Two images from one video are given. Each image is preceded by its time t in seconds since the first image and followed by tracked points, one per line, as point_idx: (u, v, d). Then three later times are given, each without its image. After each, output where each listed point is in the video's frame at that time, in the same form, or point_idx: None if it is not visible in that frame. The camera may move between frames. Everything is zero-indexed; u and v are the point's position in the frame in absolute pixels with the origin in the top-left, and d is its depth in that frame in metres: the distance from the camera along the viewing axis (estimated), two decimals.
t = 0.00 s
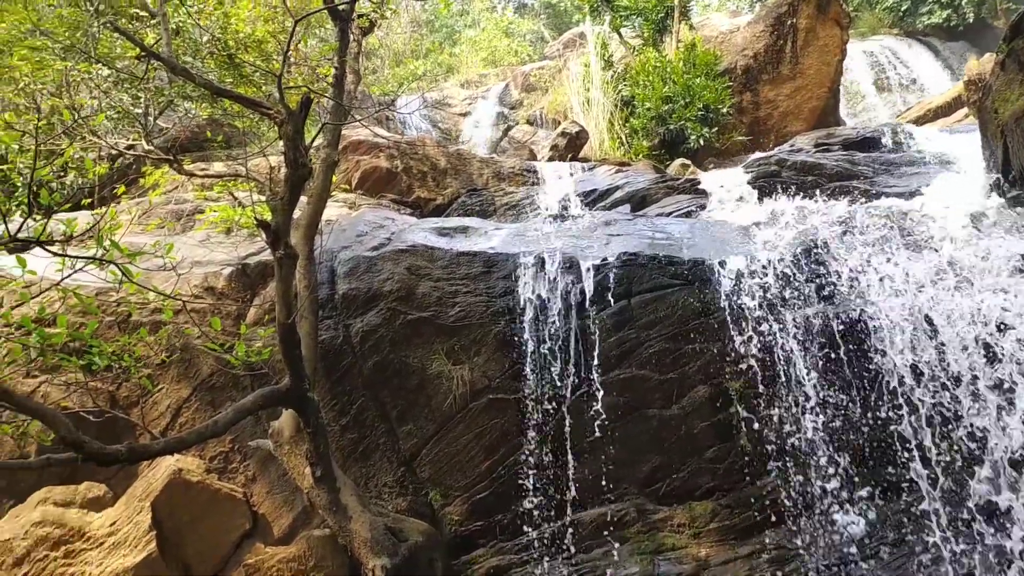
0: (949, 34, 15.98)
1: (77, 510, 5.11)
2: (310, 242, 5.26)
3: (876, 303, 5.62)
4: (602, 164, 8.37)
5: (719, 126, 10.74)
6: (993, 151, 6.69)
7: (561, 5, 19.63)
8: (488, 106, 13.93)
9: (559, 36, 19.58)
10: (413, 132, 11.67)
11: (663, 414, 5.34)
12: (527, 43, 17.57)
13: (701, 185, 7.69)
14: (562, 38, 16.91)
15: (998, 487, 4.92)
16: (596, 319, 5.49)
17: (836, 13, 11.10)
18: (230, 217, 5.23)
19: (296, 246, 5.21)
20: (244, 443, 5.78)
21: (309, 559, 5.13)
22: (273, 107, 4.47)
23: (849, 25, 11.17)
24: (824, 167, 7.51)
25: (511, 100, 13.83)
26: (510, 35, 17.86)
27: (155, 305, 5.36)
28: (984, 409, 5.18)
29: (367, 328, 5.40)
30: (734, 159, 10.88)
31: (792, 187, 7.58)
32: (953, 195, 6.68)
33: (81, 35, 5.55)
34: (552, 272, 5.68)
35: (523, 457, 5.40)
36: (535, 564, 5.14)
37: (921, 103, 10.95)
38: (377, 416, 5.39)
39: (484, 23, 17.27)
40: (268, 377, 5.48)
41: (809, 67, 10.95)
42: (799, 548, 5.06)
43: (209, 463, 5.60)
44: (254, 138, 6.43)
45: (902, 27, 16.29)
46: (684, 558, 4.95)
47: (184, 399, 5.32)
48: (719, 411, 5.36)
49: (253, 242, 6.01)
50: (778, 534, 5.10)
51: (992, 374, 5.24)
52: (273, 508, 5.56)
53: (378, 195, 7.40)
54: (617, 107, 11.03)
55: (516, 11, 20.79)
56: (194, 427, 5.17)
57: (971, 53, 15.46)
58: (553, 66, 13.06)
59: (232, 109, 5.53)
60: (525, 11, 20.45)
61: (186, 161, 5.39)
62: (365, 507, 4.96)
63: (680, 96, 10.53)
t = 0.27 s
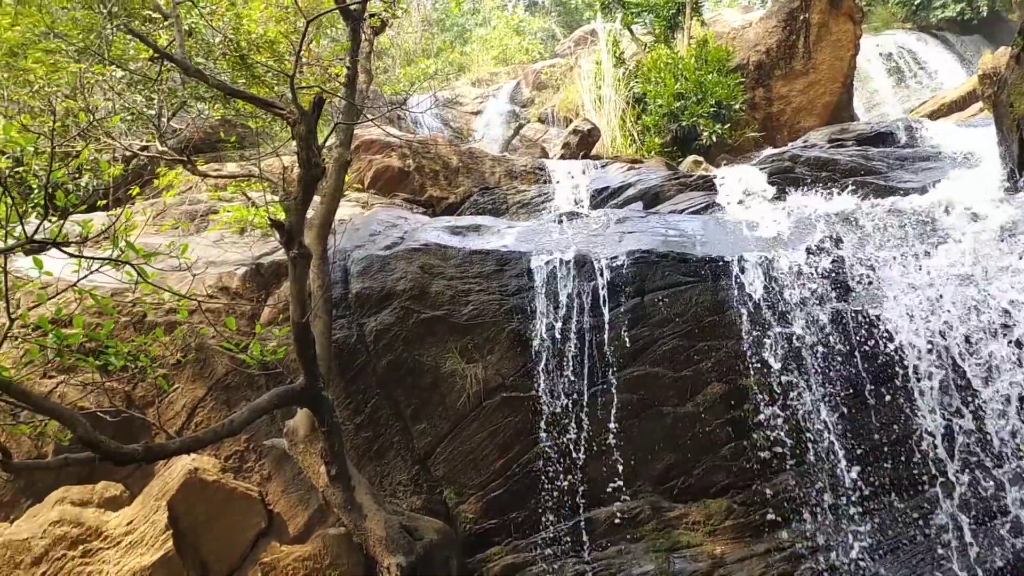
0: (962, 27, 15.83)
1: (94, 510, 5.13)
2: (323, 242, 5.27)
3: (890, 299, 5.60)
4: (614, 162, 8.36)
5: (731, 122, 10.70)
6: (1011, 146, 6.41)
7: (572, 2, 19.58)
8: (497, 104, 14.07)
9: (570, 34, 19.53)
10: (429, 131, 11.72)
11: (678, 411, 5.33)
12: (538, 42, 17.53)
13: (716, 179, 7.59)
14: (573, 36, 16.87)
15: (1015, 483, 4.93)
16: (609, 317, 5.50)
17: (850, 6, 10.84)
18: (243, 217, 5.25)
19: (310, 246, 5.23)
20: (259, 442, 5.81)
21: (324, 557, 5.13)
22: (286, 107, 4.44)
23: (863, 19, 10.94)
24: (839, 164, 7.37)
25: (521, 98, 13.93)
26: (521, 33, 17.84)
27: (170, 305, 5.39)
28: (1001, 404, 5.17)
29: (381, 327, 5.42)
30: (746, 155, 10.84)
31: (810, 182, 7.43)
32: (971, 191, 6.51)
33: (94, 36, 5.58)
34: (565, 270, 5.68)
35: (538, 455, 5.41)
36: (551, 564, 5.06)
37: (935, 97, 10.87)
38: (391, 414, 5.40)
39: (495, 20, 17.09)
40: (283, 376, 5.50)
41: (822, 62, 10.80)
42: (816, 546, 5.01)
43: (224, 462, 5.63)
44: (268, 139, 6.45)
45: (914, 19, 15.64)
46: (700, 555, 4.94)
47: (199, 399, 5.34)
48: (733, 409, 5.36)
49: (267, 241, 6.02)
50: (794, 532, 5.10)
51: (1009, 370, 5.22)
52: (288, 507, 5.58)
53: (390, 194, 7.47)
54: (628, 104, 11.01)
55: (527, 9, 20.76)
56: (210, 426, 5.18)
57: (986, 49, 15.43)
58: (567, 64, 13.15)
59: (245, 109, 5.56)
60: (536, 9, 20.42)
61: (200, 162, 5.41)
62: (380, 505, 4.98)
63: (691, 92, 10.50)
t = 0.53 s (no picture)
0: (982, 17, 15.60)
1: (117, 508, 5.17)
2: (341, 241, 5.29)
3: (910, 293, 5.58)
4: (630, 158, 8.34)
5: (748, 117, 10.40)
6: None
7: None
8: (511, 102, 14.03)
9: (585, 29, 19.43)
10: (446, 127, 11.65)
11: (696, 407, 5.35)
12: (553, 38, 17.47)
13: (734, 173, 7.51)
14: (587, 31, 16.80)
15: None
16: (627, 313, 5.49)
17: None
18: (261, 216, 5.27)
19: (327, 244, 5.25)
20: (279, 440, 5.86)
21: (344, 554, 5.13)
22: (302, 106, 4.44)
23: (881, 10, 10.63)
24: (858, 157, 7.20)
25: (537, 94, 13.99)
26: (535, 30, 17.78)
27: (190, 304, 5.42)
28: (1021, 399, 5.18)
29: (399, 324, 5.45)
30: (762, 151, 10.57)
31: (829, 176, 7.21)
32: (997, 180, 6.29)
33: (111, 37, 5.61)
34: (582, 266, 5.69)
35: (557, 451, 5.43)
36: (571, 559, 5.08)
37: (954, 89, 10.74)
38: (410, 412, 5.43)
39: (509, 18, 16.98)
40: (302, 374, 5.53)
41: (840, 54, 10.53)
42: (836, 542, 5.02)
43: (245, 460, 5.68)
44: (285, 138, 6.48)
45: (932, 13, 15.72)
46: (720, 551, 4.94)
47: (220, 397, 5.37)
48: (751, 405, 5.37)
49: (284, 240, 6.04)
50: (815, 528, 5.10)
51: None
52: (308, 504, 5.60)
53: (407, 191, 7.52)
54: (643, 100, 10.96)
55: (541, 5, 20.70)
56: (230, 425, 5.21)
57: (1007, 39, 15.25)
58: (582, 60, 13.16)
59: (262, 109, 5.59)
60: (550, 5, 20.36)
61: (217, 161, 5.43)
62: (399, 502, 5.01)
63: (708, 87, 10.30)
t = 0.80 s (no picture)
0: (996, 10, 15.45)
1: (133, 505, 5.19)
2: (354, 239, 5.30)
3: (923, 288, 5.57)
4: (643, 154, 8.33)
5: (761, 111, 10.30)
6: None
7: None
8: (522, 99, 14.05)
9: (596, 25, 19.37)
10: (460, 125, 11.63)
11: (710, 402, 5.35)
12: (564, 34, 17.44)
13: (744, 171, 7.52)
14: (598, 27, 16.75)
15: None
16: (641, 309, 5.50)
17: None
18: (274, 214, 5.29)
19: (341, 242, 5.26)
20: (293, 438, 5.88)
21: (358, 552, 5.10)
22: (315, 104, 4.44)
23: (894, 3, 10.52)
24: (872, 151, 7.15)
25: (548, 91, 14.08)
26: (545, 26, 17.73)
27: (205, 303, 5.45)
28: None
29: (412, 322, 5.46)
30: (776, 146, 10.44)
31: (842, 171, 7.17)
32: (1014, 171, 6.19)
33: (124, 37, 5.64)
34: (595, 263, 5.69)
35: (571, 448, 5.43)
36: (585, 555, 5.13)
37: (967, 82, 10.67)
38: (423, 409, 5.44)
39: (520, 15, 17.01)
40: (316, 372, 5.54)
41: (853, 49, 10.39)
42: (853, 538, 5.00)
43: (259, 457, 5.71)
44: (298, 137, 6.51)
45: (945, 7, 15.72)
46: (735, 547, 4.96)
47: (234, 395, 5.39)
48: (765, 400, 5.37)
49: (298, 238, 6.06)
50: (832, 525, 5.09)
51: None
52: (323, 501, 5.61)
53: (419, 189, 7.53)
54: (655, 95, 10.92)
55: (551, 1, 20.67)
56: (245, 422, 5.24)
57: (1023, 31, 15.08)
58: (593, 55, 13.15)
59: (274, 107, 5.61)
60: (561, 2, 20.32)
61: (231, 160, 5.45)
62: (413, 499, 5.02)
63: (720, 81, 10.23)
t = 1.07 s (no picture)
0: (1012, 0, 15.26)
1: (148, 503, 5.22)
2: (367, 236, 5.31)
3: (939, 285, 5.57)
4: (655, 149, 8.31)
5: (774, 106, 10.30)
6: None
7: None
8: (532, 95, 14.05)
9: (607, 20, 19.30)
10: (473, 122, 11.65)
11: (725, 398, 5.34)
12: (575, 29, 17.39)
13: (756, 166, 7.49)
14: (610, 22, 16.70)
15: None
16: (654, 305, 5.50)
17: None
18: (287, 212, 5.31)
19: (353, 239, 5.27)
20: (308, 435, 5.89)
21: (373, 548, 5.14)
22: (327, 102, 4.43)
23: None
24: (886, 145, 7.07)
25: (559, 87, 14.13)
26: (557, 22, 17.69)
27: (219, 300, 5.47)
28: None
29: (425, 318, 5.47)
30: (790, 139, 10.43)
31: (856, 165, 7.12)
32: None
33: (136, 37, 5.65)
34: (608, 259, 5.70)
35: (584, 444, 5.43)
36: (600, 550, 5.17)
37: (983, 75, 10.57)
38: (437, 405, 5.46)
39: (531, 10, 17.01)
40: (329, 369, 5.55)
41: (866, 42, 10.38)
42: (868, 534, 5.01)
43: (274, 454, 5.74)
44: (311, 135, 6.52)
45: None
46: (750, 543, 4.98)
47: (249, 392, 5.41)
48: (779, 396, 5.35)
49: (311, 235, 6.08)
50: (847, 521, 5.09)
51: None
52: (337, 498, 5.62)
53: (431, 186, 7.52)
54: (668, 90, 10.91)
55: None
56: (259, 420, 5.25)
57: None
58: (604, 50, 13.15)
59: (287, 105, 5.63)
60: None
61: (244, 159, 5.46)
62: (428, 496, 5.03)
63: (733, 77, 10.21)
